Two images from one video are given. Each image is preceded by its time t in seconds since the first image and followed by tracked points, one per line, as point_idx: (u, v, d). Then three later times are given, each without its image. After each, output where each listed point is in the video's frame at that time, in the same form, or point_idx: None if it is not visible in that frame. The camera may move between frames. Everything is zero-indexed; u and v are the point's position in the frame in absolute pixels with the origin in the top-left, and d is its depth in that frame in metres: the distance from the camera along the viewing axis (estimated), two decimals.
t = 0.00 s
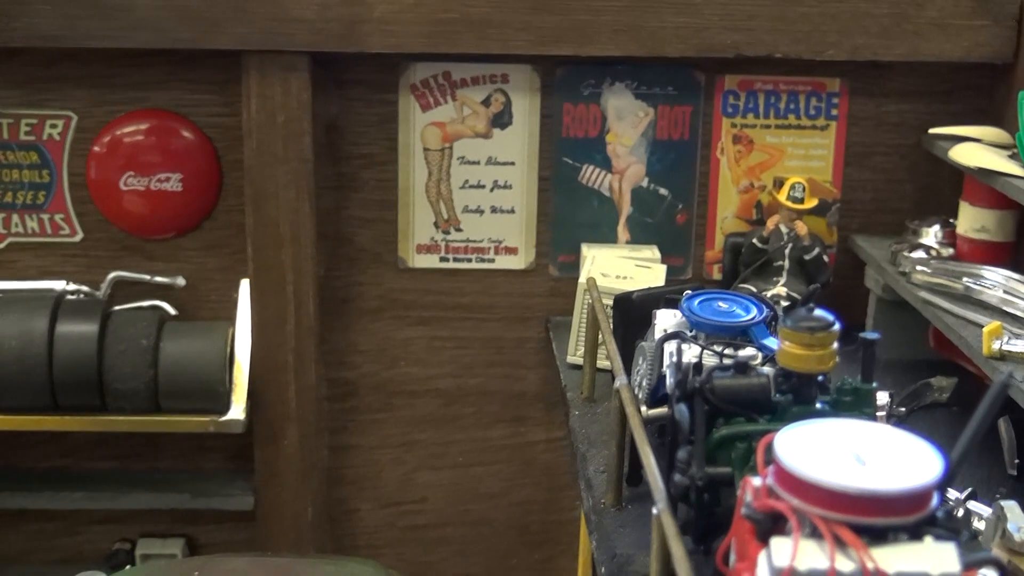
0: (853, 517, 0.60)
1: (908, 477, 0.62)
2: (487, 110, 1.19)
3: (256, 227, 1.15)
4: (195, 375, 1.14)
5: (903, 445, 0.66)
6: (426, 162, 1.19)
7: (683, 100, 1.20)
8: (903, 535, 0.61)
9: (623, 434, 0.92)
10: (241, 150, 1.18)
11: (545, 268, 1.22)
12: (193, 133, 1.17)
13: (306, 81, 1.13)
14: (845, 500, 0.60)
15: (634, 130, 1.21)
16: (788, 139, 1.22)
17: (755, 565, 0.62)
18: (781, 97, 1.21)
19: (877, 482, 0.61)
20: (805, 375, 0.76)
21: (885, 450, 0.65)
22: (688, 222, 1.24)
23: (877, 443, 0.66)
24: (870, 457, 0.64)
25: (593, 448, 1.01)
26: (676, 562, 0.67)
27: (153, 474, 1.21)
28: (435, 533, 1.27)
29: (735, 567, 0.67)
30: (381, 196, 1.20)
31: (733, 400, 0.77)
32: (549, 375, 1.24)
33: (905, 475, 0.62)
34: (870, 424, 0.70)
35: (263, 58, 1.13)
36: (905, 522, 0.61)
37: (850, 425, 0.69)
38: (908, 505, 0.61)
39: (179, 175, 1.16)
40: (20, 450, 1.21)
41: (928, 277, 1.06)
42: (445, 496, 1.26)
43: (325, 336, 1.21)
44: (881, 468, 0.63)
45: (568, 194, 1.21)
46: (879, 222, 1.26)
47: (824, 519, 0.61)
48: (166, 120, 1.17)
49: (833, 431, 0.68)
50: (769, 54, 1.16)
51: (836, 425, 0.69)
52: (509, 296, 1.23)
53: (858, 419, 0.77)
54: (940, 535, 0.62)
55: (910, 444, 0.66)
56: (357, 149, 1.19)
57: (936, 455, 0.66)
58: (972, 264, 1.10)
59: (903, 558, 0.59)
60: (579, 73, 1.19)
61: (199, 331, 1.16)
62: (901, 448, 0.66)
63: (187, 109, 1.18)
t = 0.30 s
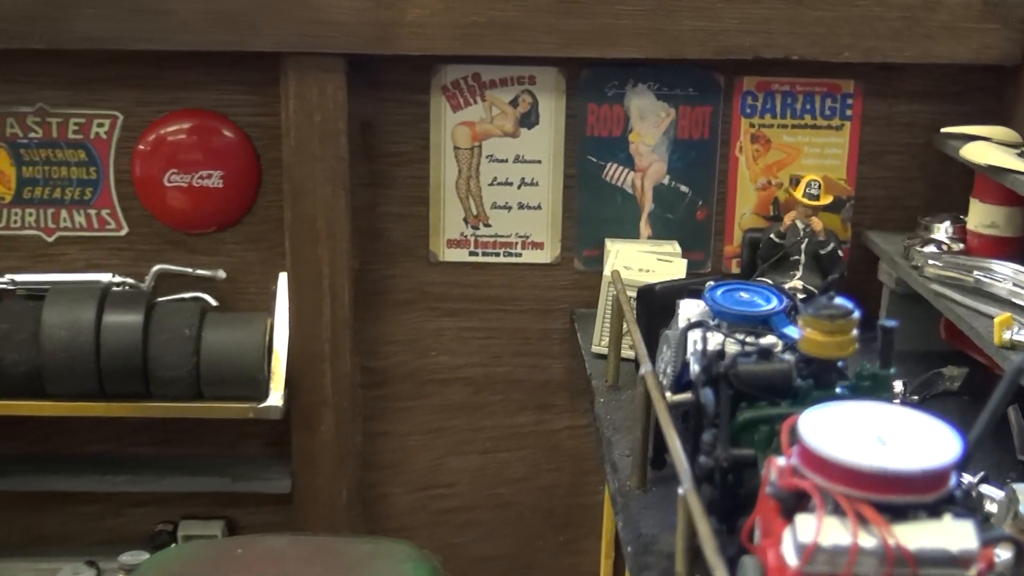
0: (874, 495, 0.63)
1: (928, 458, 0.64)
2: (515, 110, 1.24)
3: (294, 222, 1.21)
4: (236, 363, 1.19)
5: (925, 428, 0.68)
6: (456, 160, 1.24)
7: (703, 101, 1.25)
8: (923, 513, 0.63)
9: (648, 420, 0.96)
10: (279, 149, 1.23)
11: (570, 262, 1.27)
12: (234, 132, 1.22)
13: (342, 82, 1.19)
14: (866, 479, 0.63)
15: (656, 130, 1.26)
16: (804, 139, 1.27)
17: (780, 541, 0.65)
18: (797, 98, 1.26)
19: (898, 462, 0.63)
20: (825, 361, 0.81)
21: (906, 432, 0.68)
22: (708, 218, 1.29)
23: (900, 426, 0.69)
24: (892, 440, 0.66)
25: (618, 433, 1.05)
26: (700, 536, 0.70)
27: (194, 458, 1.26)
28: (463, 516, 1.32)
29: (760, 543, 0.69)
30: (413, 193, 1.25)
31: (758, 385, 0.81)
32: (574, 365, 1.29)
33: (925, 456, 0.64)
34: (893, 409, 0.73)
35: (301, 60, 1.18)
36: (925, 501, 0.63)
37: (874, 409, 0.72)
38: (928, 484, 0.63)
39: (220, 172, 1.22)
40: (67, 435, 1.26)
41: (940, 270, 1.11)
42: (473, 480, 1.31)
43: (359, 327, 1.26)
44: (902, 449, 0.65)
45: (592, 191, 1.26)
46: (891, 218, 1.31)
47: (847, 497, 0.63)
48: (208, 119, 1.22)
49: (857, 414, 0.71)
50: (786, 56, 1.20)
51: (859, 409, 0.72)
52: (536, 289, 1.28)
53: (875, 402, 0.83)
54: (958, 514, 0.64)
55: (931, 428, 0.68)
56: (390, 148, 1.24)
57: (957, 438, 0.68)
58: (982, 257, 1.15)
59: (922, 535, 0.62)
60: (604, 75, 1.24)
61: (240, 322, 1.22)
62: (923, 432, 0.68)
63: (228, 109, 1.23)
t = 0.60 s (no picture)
0: (898, 482, 0.66)
1: (951, 446, 0.67)
2: (546, 115, 1.29)
3: (335, 220, 1.26)
4: (279, 355, 1.24)
5: (947, 418, 0.72)
6: (489, 162, 1.30)
7: (726, 106, 1.30)
8: (944, 498, 0.67)
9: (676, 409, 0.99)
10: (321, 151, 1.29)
11: (598, 260, 1.33)
12: (277, 134, 1.27)
13: (381, 88, 1.24)
14: (891, 466, 0.66)
15: (680, 133, 1.31)
16: (823, 142, 1.32)
17: (807, 526, 0.68)
18: (817, 103, 1.31)
19: (922, 450, 0.67)
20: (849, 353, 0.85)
21: (929, 422, 0.71)
22: (730, 219, 1.34)
23: (923, 416, 0.72)
24: (916, 429, 0.70)
25: (646, 424, 1.08)
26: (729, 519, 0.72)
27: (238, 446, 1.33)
28: (494, 502, 1.39)
29: (785, 527, 0.73)
30: (448, 193, 1.31)
31: (783, 376, 0.85)
32: (601, 358, 1.35)
33: (947, 445, 0.68)
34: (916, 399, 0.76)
35: (342, 66, 1.23)
36: (947, 487, 0.66)
37: (897, 399, 0.75)
38: (951, 471, 0.66)
39: (264, 173, 1.28)
40: (117, 423, 1.33)
41: (955, 269, 1.16)
42: (504, 468, 1.38)
43: (395, 322, 1.32)
44: (925, 438, 0.69)
45: (619, 192, 1.32)
46: (907, 219, 1.36)
47: (872, 483, 0.67)
48: (253, 123, 1.27)
49: (881, 404, 0.74)
50: (807, 62, 1.25)
51: (883, 399, 0.75)
52: (565, 286, 1.34)
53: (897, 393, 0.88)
54: (979, 501, 0.67)
55: (953, 418, 0.72)
56: (427, 150, 1.30)
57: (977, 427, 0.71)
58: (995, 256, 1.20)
59: (944, 520, 0.65)
60: (631, 81, 1.29)
61: (283, 316, 1.28)
62: (946, 421, 0.71)
63: (272, 113, 1.29)
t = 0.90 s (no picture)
0: (917, 463, 0.72)
1: (967, 430, 0.73)
2: (573, 117, 1.35)
3: (372, 217, 1.33)
4: (318, 346, 1.31)
5: (963, 405, 0.77)
6: (518, 162, 1.36)
7: (745, 110, 1.36)
8: (960, 480, 0.72)
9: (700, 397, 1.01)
10: (358, 151, 1.35)
11: (621, 256, 1.40)
12: (316, 135, 1.34)
13: (416, 91, 1.30)
14: (911, 449, 0.71)
15: (701, 136, 1.37)
16: (839, 145, 1.38)
17: (830, 505, 0.73)
18: (832, 107, 1.36)
19: (940, 434, 0.72)
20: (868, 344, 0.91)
21: (945, 409, 0.76)
22: (748, 218, 1.40)
23: (940, 403, 0.77)
24: (934, 414, 0.75)
25: (669, 412, 1.11)
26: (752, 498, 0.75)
27: (278, 432, 1.39)
28: (521, 487, 1.46)
29: (807, 508, 0.78)
30: (479, 193, 1.37)
31: (806, 364, 0.90)
32: (623, 350, 1.42)
33: (964, 429, 0.73)
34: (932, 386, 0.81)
35: (379, 70, 1.29)
36: (963, 469, 0.72)
37: (915, 386, 0.80)
38: (967, 454, 0.72)
39: (304, 172, 1.34)
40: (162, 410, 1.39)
41: (966, 266, 1.21)
42: (531, 455, 1.45)
43: (427, 315, 1.39)
44: (943, 422, 0.74)
45: (643, 191, 1.38)
46: (919, 219, 1.42)
47: (893, 465, 0.72)
48: (293, 124, 1.34)
49: (901, 391, 0.79)
50: (823, 67, 1.31)
51: (902, 386, 0.80)
52: (590, 281, 1.40)
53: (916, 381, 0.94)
54: (993, 483, 0.72)
55: (968, 405, 0.77)
56: (459, 151, 1.36)
57: (992, 414, 0.77)
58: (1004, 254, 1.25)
59: (961, 500, 0.70)
60: (655, 85, 1.35)
61: (322, 308, 1.34)
62: (961, 407, 0.77)
63: (311, 115, 1.35)
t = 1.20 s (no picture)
0: (947, 456, 0.72)
1: (995, 424, 0.74)
2: (602, 123, 1.41)
3: (409, 218, 1.39)
4: (357, 341, 1.36)
5: (990, 399, 0.78)
6: (549, 166, 1.42)
7: (768, 116, 1.42)
8: (986, 473, 0.73)
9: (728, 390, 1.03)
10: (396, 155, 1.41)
11: (647, 257, 1.46)
12: (356, 140, 1.40)
13: (452, 98, 1.36)
14: (941, 442, 0.72)
15: (725, 141, 1.43)
16: (857, 150, 1.43)
17: (861, 496, 0.75)
18: (851, 114, 1.42)
19: (969, 428, 0.73)
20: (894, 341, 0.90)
21: (973, 402, 0.77)
22: (769, 220, 1.46)
23: (968, 397, 0.78)
24: (962, 407, 0.76)
25: (696, 405, 1.14)
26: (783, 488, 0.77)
27: (318, 424, 1.46)
28: (549, 477, 1.53)
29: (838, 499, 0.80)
30: (511, 195, 1.44)
31: (833, 361, 0.90)
32: (649, 347, 1.48)
33: (992, 423, 0.74)
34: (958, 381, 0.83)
35: (417, 77, 1.35)
36: (990, 462, 0.73)
37: (942, 381, 0.81)
38: (995, 447, 0.73)
39: (344, 175, 1.40)
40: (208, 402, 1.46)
41: (981, 267, 1.26)
42: (560, 446, 1.51)
43: (461, 312, 1.46)
44: (971, 416, 0.75)
45: (668, 195, 1.44)
46: (934, 222, 1.47)
47: (923, 458, 0.73)
48: (334, 129, 1.40)
49: (928, 386, 0.80)
50: (843, 75, 1.36)
51: (930, 381, 0.81)
52: (617, 281, 1.47)
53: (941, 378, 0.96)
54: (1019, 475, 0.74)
55: (995, 399, 0.78)
56: (492, 155, 1.42)
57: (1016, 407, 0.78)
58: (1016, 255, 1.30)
59: (988, 491, 0.71)
60: (680, 92, 1.40)
61: (361, 305, 1.40)
62: (988, 401, 0.78)
63: (352, 120, 1.41)
